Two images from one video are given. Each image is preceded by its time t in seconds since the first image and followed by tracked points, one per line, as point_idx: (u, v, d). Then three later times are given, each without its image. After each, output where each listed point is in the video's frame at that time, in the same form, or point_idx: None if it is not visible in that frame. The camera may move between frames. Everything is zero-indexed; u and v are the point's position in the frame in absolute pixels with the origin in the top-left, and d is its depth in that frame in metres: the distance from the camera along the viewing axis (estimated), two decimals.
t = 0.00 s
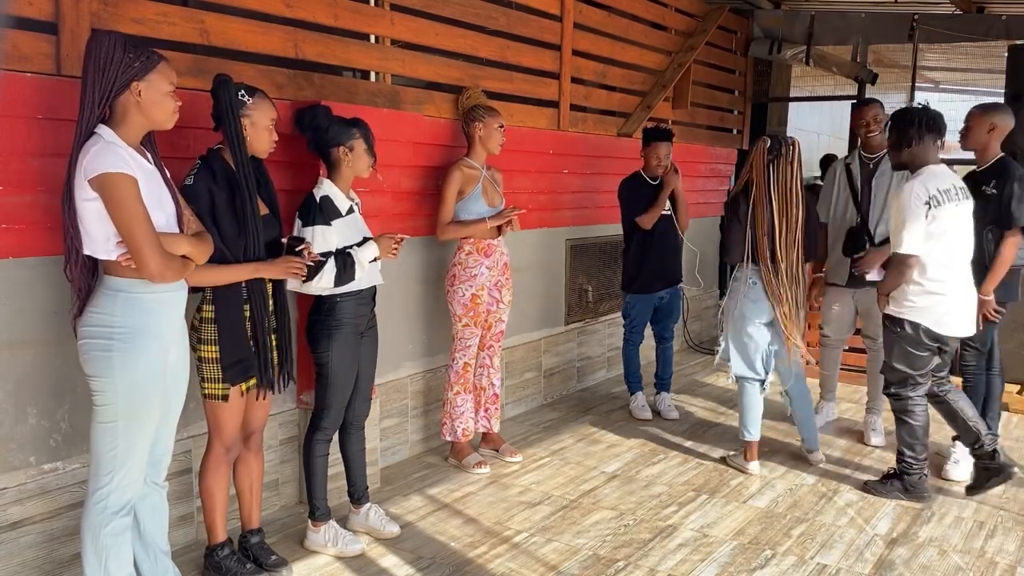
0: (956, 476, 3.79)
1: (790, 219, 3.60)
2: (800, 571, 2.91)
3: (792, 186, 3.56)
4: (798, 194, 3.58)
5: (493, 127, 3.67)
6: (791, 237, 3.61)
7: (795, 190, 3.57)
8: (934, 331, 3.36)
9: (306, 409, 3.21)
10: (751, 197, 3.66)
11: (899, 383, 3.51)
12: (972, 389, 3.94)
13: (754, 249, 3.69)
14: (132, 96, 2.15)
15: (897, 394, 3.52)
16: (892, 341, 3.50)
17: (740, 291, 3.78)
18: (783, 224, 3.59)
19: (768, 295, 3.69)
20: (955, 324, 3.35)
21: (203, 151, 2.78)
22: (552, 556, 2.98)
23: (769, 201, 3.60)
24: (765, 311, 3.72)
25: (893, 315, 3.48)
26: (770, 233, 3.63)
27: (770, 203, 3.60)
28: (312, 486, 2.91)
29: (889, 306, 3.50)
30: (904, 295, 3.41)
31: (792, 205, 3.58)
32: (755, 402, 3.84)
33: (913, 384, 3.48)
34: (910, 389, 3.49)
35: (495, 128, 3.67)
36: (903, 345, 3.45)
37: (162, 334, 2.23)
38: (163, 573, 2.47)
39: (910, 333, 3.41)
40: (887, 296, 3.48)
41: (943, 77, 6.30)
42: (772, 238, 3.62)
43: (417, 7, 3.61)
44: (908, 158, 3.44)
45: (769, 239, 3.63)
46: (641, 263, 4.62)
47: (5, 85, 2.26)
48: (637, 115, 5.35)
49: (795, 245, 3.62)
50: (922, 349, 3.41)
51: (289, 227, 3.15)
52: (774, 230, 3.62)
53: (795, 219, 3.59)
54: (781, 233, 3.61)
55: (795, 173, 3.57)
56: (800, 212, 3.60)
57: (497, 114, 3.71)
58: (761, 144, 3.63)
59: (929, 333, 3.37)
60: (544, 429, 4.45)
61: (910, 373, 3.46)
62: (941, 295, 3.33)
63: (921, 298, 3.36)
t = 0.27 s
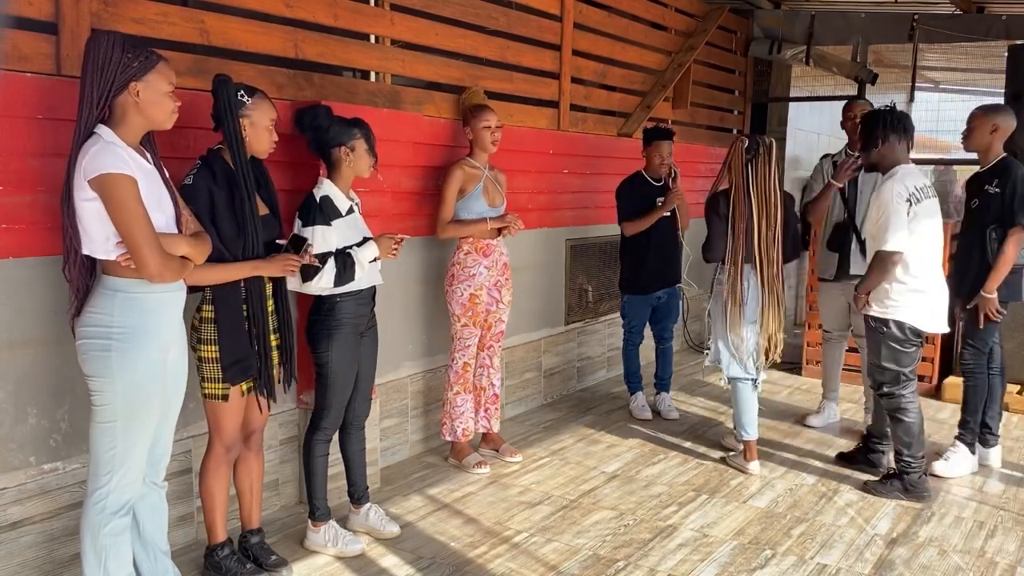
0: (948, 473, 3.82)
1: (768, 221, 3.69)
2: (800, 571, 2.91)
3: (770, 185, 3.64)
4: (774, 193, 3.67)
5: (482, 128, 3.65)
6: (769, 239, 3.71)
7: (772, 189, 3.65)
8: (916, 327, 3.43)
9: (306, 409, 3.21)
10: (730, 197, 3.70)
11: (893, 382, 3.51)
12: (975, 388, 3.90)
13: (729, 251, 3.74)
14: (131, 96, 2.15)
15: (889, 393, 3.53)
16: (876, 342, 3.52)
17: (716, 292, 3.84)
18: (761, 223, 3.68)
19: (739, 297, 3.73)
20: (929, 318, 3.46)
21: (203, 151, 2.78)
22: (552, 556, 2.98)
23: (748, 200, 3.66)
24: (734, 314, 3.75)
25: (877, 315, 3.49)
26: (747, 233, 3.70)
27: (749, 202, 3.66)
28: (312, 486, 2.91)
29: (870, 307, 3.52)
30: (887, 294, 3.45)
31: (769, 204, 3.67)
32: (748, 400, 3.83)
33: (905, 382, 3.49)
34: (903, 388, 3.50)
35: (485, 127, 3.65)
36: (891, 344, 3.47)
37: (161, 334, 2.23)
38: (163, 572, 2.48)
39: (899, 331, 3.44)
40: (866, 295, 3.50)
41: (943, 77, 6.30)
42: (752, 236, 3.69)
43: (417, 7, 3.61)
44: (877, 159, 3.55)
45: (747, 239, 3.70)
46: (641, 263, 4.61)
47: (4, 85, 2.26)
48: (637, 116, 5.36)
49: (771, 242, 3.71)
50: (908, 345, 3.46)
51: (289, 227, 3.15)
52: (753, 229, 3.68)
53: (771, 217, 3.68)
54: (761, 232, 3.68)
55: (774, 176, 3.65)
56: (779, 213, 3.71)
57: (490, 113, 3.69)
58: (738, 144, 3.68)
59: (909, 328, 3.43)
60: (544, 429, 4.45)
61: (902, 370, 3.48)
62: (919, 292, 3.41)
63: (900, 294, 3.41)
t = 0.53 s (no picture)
0: (947, 473, 3.83)
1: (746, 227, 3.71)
2: (800, 572, 2.91)
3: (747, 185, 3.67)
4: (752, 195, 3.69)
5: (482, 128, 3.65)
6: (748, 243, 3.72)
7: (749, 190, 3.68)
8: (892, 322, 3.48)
9: (306, 409, 3.21)
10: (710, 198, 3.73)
11: (878, 378, 3.53)
12: (976, 388, 3.89)
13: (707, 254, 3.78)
14: (130, 97, 2.15)
15: (878, 390, 3.53)
16: (857, 341, 3.53)
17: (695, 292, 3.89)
18: (740, 224, 3.70)
19: (715, 298, 3.77)
20: (902, 314, 3.51)
21: (203, 151, 2.78)
22: (552, 556, 2.99)
23: (726, 202, 3.68)
24: (711, 314, 3.79)
25: (855, 315, 3.50)
26: (725, 236, 3.72)
27: (727, 204, 3.68)
28: (312, 486, 2.91)
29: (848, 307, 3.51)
30: (863, 292, 3.47)
31: (747, 205, 3.70)
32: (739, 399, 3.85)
33: (888, 377, 3.53)
34: (889, 383, 3.53)
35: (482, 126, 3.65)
36: (871, 340, 3.49)
37: (160, 334, 2.23)
38: (162, 572, 2.47)
39: (883, 327, 3.48)
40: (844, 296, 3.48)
41: (943, 77, 6.30)
42: (732, 238, 3.71)
43: (417, 7, 3.61)
44: (850, 160, 3.62)
45: (724, 243, 3.72)
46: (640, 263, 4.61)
47: (4, 85, 2.26)
48: (637, 115, 5.36)
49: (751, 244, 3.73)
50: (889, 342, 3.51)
51: (289, 227, 3.15)
52: (732, 230, 3.70)
53: (750, 218, 3.70)
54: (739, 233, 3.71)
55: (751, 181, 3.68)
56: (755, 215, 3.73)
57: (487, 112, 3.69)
58: (716, 148, 3.68)
59: (884, 323, 3.48)
60: (544, 429, 4.45)
61: (886, 365, 3.52)
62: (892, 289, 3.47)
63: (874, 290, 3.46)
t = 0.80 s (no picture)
0: (948, 473, 3.82)
1: (727, 221, 3.85)
2: (800, 571, 2.91)
3: (727, 181, 3.83)
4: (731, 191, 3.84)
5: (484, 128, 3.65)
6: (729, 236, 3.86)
7: (728, 186, 3.83)
8: (866, 308, 3.65)
9: (306, 409, 3.22)
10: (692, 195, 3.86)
11: (854, 367, 3.66)
12: (976, 388, 3.88)
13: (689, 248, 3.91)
14: (130, 96, 2.15)
15: (853, 378, 3.66)
16: (834, 331, 3.66)
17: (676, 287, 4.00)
18: (721, 219, 3.84)
19: (697, 291, 3.89)
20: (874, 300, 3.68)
21: (202, 151, 2.78)
22: (552, 556, 2.98)
23: (709, 198, 3.81)
24: (692, 307, 3.91)
25: (833, 306, 3.64)
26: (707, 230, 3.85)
27: (710, 199, 3.81)
28: (312, 486, 2.91)
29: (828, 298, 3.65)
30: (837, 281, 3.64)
31: (727, 201, 3.84)
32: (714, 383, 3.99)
33: (863, 366, 3.66)
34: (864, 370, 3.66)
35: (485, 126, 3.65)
36: (846, 329, 3.64)
37: (160, 334, 2.23)
38: (163, 572, 2.47)
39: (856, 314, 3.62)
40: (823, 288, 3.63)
41: (943, 77, 6.30)
42: (715, 233, 3.84)
43: (417, 7, 3.61)
44: (816, 158, 3.76)
45: (707, 238, 3.85)
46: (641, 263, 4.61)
47: (4, 85, 2.26)
48: (637, 116, 5.36)
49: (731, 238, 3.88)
50: (862, 330, 3.67)
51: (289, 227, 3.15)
52: (715, 225, 3.83)
53: (730, 213, 3.85)
54: (722, 229, 3.84)
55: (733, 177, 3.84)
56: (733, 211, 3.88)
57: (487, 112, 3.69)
58: (696, 146, 3.83)
59: (860, 309, 3.63)
60: (544, 429, 4.45)
61: (859, 354, 3.66)
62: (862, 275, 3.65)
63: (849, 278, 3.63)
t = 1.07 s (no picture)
0: (948, 473, 3.83)
1: (710, 218, 3.87)
2: (800, 572, 2.91)
3: (710, 180, 3.84)
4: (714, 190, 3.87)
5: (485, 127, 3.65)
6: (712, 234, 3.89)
7: (711, 184, 3.85)
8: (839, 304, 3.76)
9: (306, 409, 3.22)
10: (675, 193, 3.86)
11: (805, 363, 3.81)
12: (976, 388, 3.88)
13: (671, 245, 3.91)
14: (128, 96, 2.15)
15: (802, 371, 3.81)
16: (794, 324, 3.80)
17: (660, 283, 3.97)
18: (704, 217, 3.86)
19: (682, 289, 3.90)
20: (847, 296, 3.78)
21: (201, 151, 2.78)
22: (552, 556, 2.98)
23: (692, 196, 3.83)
24: (676, 304, 3.92)
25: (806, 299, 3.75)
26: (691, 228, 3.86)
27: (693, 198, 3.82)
28: (312, 486, 2.91)
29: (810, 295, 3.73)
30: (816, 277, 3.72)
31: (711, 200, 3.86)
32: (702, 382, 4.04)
33: (813, 363, 3.81)
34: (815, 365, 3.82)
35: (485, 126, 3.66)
36: (809, 324, 3.77)
37: (160, 334, 2.23)
38: (163, 572, 2.47)
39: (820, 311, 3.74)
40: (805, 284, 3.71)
41: (943, 77, 6.30)
42: (699, 231, 3.85)
43: (417, 7, 3.61)
44: (795, 156, 3.81)
45: (691, 236, 3.86)
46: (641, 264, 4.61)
47: (4, 85, 2.26)
48: (637, 116, 5.36)
49: (716, 236, 3.91)
50: (824, 326, 3.80)
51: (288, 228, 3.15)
52: (698, 223, 3.85)
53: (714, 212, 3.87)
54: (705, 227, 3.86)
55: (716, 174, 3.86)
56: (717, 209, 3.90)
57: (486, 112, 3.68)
58: (678, 145, 3.84)
59: (828, 305, 3.74)
60: (544, 429, 4.45)
61: (813, 351, 3.81)
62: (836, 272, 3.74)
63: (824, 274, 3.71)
